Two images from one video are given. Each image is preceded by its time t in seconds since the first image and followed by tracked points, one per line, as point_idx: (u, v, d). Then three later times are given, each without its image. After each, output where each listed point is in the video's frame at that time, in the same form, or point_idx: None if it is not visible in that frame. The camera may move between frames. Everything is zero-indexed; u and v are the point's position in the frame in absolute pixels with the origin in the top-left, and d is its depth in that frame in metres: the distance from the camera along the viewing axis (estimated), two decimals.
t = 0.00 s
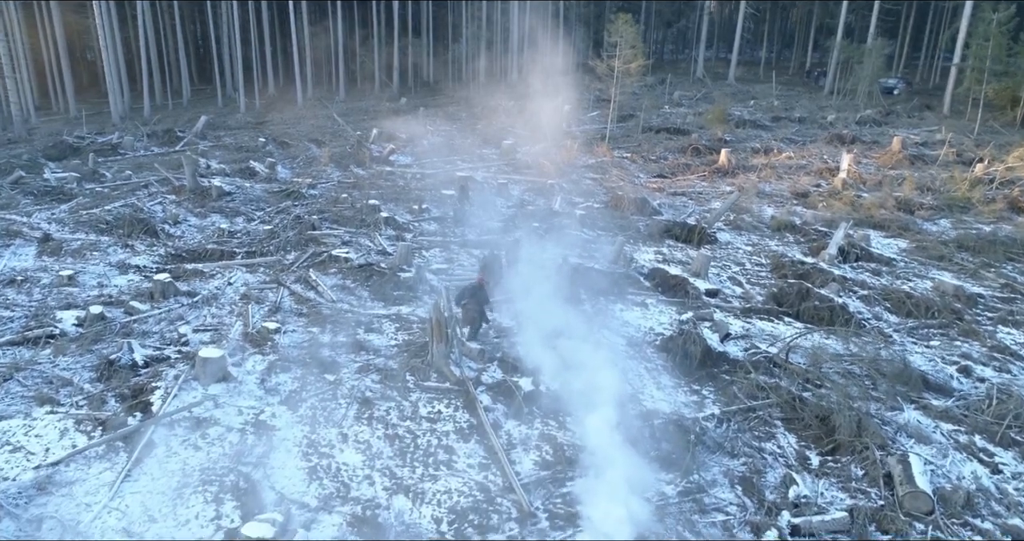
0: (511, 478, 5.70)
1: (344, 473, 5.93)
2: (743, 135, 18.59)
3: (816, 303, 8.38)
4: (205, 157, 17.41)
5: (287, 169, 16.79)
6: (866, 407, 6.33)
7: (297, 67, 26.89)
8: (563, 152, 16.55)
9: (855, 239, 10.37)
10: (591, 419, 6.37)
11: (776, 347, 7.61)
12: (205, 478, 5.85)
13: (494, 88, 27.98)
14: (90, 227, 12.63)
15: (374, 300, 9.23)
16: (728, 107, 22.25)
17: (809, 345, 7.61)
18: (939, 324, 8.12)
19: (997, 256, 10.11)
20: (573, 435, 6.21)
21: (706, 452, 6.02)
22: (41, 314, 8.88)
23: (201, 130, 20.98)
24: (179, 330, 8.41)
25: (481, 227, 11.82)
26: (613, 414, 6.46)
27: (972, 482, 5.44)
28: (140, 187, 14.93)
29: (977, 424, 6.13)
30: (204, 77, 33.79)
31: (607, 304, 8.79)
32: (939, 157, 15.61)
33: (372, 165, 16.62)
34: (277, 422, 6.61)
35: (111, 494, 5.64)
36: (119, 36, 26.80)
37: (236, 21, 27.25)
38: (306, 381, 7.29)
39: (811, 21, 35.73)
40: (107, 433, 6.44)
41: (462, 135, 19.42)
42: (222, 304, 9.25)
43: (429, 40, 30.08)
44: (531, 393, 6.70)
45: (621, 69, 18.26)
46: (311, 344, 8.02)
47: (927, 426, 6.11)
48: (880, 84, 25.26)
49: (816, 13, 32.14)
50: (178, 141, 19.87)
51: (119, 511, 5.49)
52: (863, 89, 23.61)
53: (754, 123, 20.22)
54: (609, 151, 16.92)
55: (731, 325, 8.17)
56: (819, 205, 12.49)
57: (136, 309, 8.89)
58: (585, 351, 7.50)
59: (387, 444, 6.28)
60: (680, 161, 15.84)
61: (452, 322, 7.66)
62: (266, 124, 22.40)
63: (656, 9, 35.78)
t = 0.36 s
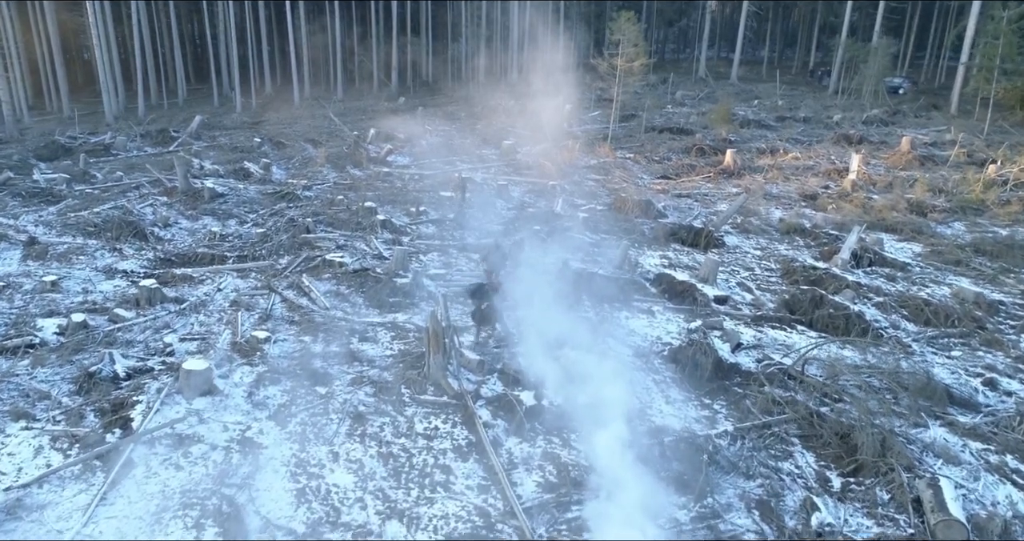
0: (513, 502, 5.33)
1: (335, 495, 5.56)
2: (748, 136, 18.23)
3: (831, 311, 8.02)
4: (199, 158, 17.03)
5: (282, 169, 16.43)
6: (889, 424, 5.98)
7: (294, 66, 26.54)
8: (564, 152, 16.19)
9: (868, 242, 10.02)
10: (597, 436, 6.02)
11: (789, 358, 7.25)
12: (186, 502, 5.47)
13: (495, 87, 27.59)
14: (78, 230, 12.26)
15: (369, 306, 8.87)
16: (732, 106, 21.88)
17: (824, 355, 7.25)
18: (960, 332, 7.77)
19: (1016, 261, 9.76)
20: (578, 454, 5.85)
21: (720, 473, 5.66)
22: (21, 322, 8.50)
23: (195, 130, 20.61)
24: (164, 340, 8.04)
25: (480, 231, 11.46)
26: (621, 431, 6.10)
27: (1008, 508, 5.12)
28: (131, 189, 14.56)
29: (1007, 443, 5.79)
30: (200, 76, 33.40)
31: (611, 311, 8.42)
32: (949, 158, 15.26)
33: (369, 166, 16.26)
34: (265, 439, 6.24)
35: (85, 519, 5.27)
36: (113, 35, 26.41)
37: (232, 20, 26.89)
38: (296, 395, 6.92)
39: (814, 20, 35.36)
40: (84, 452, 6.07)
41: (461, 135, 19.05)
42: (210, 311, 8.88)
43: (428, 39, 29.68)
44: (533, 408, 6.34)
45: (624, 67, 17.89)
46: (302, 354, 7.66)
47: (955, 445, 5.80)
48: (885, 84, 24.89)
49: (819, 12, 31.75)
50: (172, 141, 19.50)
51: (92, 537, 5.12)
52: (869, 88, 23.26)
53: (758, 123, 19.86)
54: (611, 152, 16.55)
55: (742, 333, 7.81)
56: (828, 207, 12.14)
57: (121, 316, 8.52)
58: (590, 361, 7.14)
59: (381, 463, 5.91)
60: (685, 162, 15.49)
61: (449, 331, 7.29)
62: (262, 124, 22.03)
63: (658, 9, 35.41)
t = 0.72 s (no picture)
0: (515, 528, 4.98)
1: (324, 520, 5.21)
2: (753, 135, 17.89)
3: (846, 319, 7.67)
4: (192, 158, 16.67)
5: (277, 170, 16.08)
6: (914, 444, 5.65)
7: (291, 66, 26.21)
8: (565, 152, 15.83)
9: (882, 246, 9.68)
10: (604, 455, 5.66)
11: (805, 370, 6.90)
12: (165, 528, 5.11)
13: (494, 86, 27.22)
14: (65, 232, 11.88)
15: (364, 314, 8.52)
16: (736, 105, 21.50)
17: (841, 367, 6.91)
18: (982, 342, 7.43)
19: None
20: (584, 474, 5.51)
21: (735, 495, 5.30)
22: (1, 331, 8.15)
23: (190, 130, 20.25)
24: (149, 350, 7.68)
25: (480, 234, 11.11)
26: (629, 448, 5.75)
27: None
28: (122, 190, 14.20)
29: None
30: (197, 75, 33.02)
31: (616, 319, 8.07)
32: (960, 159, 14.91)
33: (367, 167, 15.89)
34: (251, 458, 5.89)
35: None
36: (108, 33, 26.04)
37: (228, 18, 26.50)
38: (286, 410, 6.57)
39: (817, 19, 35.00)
40: (59, 472, 5.71)
41: (460, 135, 18.70)
42: (199, 319, 8.53)
43: (427, 38, 29.30)
44: (535, 424, 5.98)
45: (626, 66, 17.53)
46: (293, 365, 7.31)
47: (985, 466, 5.54)
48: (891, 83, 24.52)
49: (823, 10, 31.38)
50: (166, 141, 19.15)
51: None
52: (875, 88, 22.89)
53: (763, 123, 19.50)
54: (614, 152, 16.20)
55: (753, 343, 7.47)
56: (838, 210, 11.80)
57: (105, 325, 8.16)
58: (595, 374, 6.78)
59: (374, 485, 5.55)
60: (689, 163, 15.14)
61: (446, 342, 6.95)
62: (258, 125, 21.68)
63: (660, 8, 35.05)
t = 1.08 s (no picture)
0: None
1: None
2: (758, 136, 17.53)
3: (863, 329, 7.31)
4: (185, 159, 16.30)
5: (272, 171, 15.72)
6: (944, 468, 5.29)
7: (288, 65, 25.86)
8: (567, 153, 15.46)
9: (897, 250, 9.33)
10: (612, 478, 5.30)
11: (822, 384, 6.54)
12: None
13: (494, 86, 26.86)
14: (51, 235, 11.51)
15: (358, 322, 8.15)
16: (739, 105, 21.14)
17: (860, 381, 6.54)
18: (1007, 353, 7.08)
19: None
20: (590, 499, 5.15)
21: (753, 523, 4.94)
22: None
23: (185, 130, 19.88)
24: (132, 361, 7.32)
25: (479, 238, 10.75)
26: (638, 470, 5.39)
27: None
28: (112, 192, 13.84)
29: None
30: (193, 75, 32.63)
31: (621, 328, 7.71)
32: (971, 159, 14.56)
33: (363, 167, 15.52)
34: (235, 481, 5.51)
35: None
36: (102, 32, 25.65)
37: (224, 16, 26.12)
38: (273, 427, 6.20)
39: (820, 18, 34.65)
40: (29, 495, 5.34)
41: (458, 136, 18.32)
42: (185, 327, 8.16)
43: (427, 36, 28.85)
44: (538, 444, 5.61)
45: (629, 65, 17.16)
46: (282, 378, 6.95)
47: (1020, 491, 5.19)
48: (898, 82, 24.14)
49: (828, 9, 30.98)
50: (160, 142, 18.78)
51: None
52: (881, 87, 22.51)
53: (768, 123, 19.14)
54: (616, 153, 15.83)
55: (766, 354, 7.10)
56: (849, 212, 11.44)
57: (86, 334, 7.79)
58: (601, 388, 6.42)
59: (366, 511, 5.18)
60: (693, 164, 14.79)
61: (444, 354, 6.60)
62: (253, 125, 21.32)
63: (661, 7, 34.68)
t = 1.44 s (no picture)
0: None
1: None
2: (763, 136, 17.17)
3: (883, 339, 6.95)
4: (178, 160, 15.92)
5: (267, 172, 15.36)
6: (977, 494, 4.94)
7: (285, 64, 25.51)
8: (569, 153, 15.09)
9: (913, 255, 8.97)
10: (621, 504, 4.93)
11: (842, 399, 6.17)
12: None
13: (494, 84, 26.50)
14: (36, 238, 11.14)
15: (351, 331, 7.78)
16: (744, 105, 20.77)
17: (883, 395, 6.18)
18: None
19: None
20: (598, 526, 4.78)
21: None
22: None
23: (179, 130, 19.50)
24: (112, 374, 6.94)
25: (479, 242, 10.39)
26: (648, 495, 5.03)
27: None
28: (101, 194, 13.46)
29: None
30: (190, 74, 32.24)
31: (627, 338, 7.36)
32: (984, 160, 14.20)
33: (360, 168, 15.16)
34: (217, 506, 5.14)
35: None
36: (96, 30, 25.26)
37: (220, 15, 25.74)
38: (259, 446, 5.83)
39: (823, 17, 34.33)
40: None
41: (458, 136, 17.95)
42: (171, 337, 7.79)
43: (426, 35, 28.47)
44: (541, 465, 5.25)
45: (632, 63, 16.79)
46: (270, 391, 6.58)
47: None
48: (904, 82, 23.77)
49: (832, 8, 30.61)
50: (153, 142, 18.41)
51: None
52: (887, 87, 22.15)
53: (774, 123, 18.78)
54: (619, 153, 15.46)
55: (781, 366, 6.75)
56: (860, 215, 11.08)
57: (66, 344, 7.42)
58: (609, 404, 6.05)
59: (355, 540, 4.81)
60: (698, 164, 14.43)
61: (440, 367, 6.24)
62: (249, 124, 20.96)
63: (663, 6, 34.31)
